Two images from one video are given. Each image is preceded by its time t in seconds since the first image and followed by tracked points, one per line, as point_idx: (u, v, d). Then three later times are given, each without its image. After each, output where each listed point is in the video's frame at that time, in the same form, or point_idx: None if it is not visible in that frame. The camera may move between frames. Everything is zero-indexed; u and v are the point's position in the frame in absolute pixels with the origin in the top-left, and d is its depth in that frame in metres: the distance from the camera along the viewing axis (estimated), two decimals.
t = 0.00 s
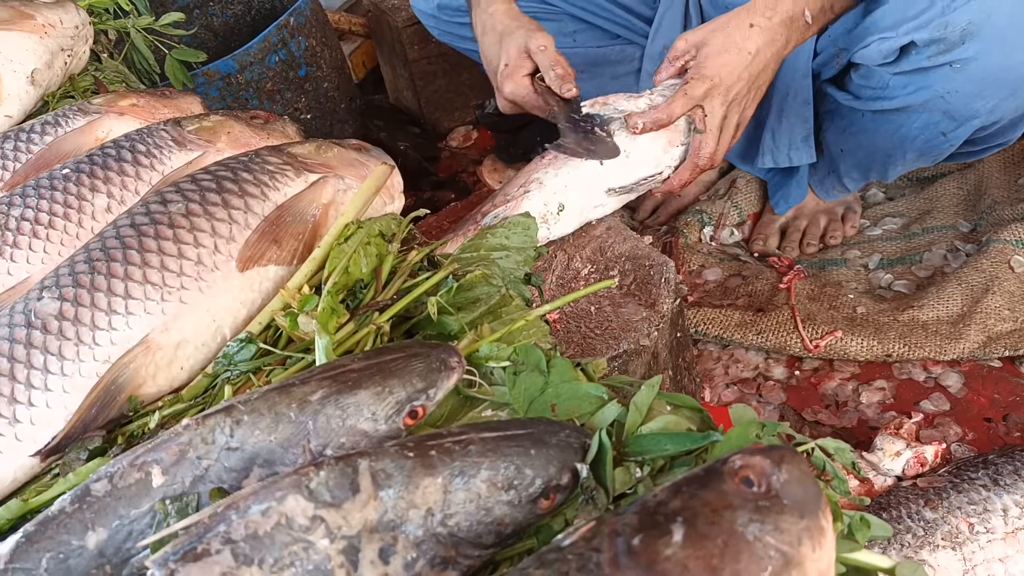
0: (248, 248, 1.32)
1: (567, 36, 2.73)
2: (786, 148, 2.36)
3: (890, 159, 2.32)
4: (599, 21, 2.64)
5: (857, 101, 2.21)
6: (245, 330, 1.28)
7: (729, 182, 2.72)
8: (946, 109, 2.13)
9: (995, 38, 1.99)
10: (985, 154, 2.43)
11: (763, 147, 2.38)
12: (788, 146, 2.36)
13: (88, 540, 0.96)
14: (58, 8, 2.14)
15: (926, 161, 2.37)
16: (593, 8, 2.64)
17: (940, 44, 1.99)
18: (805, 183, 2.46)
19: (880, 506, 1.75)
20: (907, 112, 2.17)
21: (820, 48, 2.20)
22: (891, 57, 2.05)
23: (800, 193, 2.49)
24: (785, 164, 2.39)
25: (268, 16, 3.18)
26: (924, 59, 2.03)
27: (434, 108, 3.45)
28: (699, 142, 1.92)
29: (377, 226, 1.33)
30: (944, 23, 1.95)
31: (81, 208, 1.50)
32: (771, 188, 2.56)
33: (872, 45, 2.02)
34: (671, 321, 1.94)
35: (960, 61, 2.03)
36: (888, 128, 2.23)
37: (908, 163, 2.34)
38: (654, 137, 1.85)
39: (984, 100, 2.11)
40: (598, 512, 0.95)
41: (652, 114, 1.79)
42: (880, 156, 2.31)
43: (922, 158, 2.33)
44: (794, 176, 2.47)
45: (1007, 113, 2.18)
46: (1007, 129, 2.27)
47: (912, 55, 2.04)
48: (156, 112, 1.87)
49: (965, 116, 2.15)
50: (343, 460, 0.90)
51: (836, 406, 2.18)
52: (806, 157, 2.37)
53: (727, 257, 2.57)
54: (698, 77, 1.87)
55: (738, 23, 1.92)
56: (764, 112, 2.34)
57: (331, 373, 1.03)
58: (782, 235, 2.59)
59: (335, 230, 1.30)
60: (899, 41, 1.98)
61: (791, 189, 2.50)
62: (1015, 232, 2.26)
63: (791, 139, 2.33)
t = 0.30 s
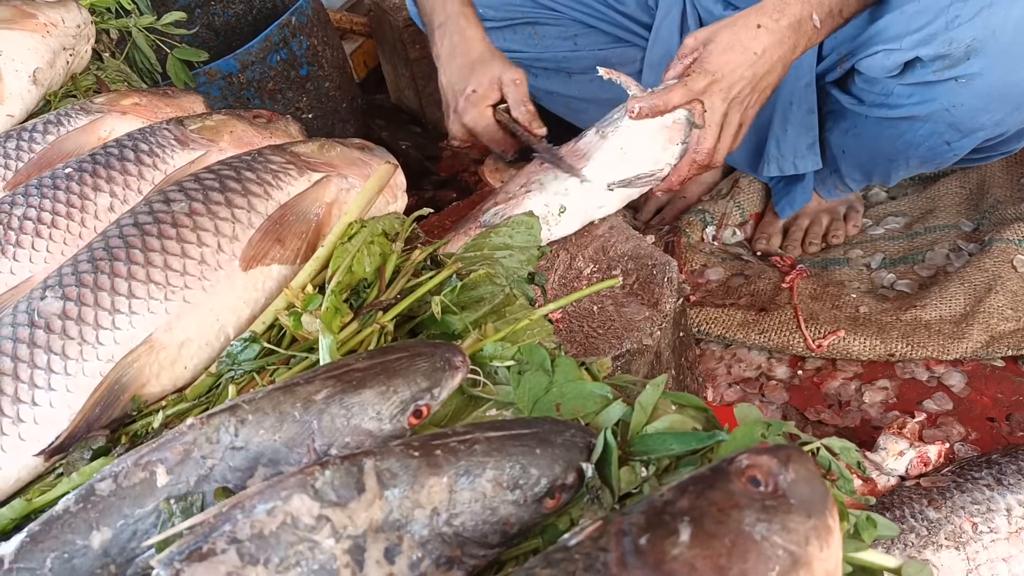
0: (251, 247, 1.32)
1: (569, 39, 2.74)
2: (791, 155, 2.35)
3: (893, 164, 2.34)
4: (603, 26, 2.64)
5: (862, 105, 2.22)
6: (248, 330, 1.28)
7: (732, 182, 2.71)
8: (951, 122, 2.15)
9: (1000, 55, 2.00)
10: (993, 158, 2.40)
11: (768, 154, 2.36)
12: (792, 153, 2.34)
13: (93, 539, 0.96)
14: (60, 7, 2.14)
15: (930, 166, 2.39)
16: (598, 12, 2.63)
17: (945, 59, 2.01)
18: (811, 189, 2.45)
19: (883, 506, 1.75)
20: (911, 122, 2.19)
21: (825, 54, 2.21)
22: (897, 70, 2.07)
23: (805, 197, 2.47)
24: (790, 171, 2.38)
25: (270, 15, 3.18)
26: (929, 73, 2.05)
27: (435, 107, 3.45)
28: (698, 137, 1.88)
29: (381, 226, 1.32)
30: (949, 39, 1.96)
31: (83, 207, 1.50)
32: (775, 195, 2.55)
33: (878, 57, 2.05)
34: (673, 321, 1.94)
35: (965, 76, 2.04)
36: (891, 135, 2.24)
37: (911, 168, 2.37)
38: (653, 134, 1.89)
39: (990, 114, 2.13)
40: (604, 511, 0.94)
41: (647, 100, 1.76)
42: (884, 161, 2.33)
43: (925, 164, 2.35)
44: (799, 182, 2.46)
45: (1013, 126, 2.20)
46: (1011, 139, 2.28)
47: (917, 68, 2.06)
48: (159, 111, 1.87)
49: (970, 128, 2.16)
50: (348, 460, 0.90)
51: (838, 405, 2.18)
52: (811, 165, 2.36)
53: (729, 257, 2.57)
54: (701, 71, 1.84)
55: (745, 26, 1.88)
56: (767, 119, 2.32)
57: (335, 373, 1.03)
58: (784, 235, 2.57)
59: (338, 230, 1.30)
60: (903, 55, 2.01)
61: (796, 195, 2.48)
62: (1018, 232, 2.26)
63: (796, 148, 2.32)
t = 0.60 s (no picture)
0: (253, 246, 1.32)
1: (569, 37, 2.74)
2: (791, 154, 2.34)
3: (895, 162, 2.34)
4: (604, 25, 2.63)
5: (863, 104, 2.23)
6: (250, 328, 1.28)
7: (732, 181, 2.71)
8: (954, 119, 2.15)
9: (1005, 52, 2.00)
10: (993, 158, 2.41)
11: (767, 152, 2.34)
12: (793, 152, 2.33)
13: (95, 538, 0.96)
14: (61, 6, 2.14)
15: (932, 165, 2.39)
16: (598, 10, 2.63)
17: (950, 56, 2.00)
18: (810, 187, 2.44)
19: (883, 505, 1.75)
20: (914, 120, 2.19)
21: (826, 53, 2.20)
22: (900, 68, 2.07)
23: (804, 196, 2.46)
24: (790, 169, 2.36)
25: (271, 15, 3.18)
26: (933, 71, 2.05)
27: (436, 107, 3.46)
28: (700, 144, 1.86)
29: (382, 225, 1.33)
30: (954, 36, 1.96)
31: (85, 207, 1.50)
32: (776, 193, 2.53)
33: (882, 55, 2.05)
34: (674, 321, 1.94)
35: (970, 74, 2.04)
36: (893, 133, 2.25)
37: (913, 167, 2.37)
38: (655, 142, 1.78)
39: (994, 112, 2.12)
40: (605, 510, 0.94)
41: (657, 106, 1.70)
42: (885, 159, 2.33)
43: (928, 163, 2.35)
44: (799, 180, 2.44)
45: (1016, 124, 2.19)
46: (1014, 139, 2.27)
47: (921, 66, 2.06)
48: (160, 110, 1.87)
49: (974, 125, 2.16)
50: (350, 458, 0.90)
51: (839, 404, 2.18)
52: (811, 163, 2.35)
53: (729, 256, 2.57)
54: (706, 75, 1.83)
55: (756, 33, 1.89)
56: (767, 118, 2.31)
57: (337, 372, 1.03)
58: (785, 234, 2.58)
59: (340, 229, 1.30)
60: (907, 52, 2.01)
61: (796, 194, 2.48)
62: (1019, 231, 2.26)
63: (795, 147, 2.31)
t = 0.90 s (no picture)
0: (250, 247, 1.32)
1: (568, 34, 2.74)
2: (788, 142, 2.38)
3: (895, 152, 2.31)
4: (603, 21, 2.63)
5: (862, 95, 2.23)
6: (247, 329, 1.28)
7: (730, 181, 2.71)
8: (956, 99, 2.14)
9: (1004, 25, 2.02)
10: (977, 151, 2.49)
11: (766, 140, 2.39)
12: (789, 141, 2.37)
13: (92, 537, 0.97)
14: (61, 7, 2.15)
15: (931, 154, 2.37)
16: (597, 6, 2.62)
17: (953, 30, 2.02)
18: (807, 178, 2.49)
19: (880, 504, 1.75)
20: (915, 104, 2.18)
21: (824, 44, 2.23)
22: (902, 47, 2.08)
23: (801, 187, 2.51)
24: (787, 158, 2.41)
25: (270, 15, 3.18)
26: (935, 47, 2.05)
27: (435, 107, 3.46)
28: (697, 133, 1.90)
29: (379, 225, 1.33)
30: (956, 10, 1.99)
31: (83, 207, 1.50)
32: (773, 183, 2.58)
33: (882, 37, 2.06)
34: (672, 320, 1.94)
35: (971, 48, 2.04)
36: (893, 121, 2.24)
37: (914, 157, 2.34)
38: (661, 136, 1.69)
39: (995, 88, 2.12)
40: (599, 509, 0.95)
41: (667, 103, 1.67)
42: (886, 150, 2.31)
43: (928, 152, 2.33)
44: (795, 171, 2.50)
45: (1015, 103, 2.20)
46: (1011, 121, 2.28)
47: (923, 43, 2.07)
48: (159, 111, 1.88)
49: (975, 105, 2.16)
50: (346, 458, 0.90)
51: (837, 404, 2.18)
52: (809, 152, 2.39)
53: (727, 256, 2.58)
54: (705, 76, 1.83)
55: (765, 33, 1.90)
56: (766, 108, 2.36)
57: (334, 372, 1.03)
58: (783, 234, 2.58)
59: (337, 229, 1.31)
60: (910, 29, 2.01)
61: (792, 184, 2.51)
62: (1017, 231, 2.26)
63: (792, 134, 2.36)
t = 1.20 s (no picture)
0: (243, 249, 1.33)
1: (567, 30, 2.73)
2: (779, 136, 2.41)
3: (876, 150, 2.31)
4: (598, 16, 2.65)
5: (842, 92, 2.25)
6: (238, 331, 1.29)
7: (726, 182, 2.72)
8: (923, 92, 2.14)
9: (967, 17, 2.01)
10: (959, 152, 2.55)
11: (757, 134, 2.43)
12: (781, 135, 2.41)
13: (81, 540, 0.97)
14: (56, 9, 2.15)
15: (912, 152, 2.35)
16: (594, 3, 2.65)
17: (916, 21, 2.02)
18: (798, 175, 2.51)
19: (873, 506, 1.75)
20: (888, 99, 2.19)
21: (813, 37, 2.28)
22: (870, 39, 2.10)
23: (793, 182, 2.53)
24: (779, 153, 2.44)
25: (267, 16, 3.17)
26: (901, 38, 2.06)
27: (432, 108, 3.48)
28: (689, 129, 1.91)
29: (371, 227, 1.33)
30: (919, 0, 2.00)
31: (77, 209, 1.51)
32: (766, 180, 2.61)
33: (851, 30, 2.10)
34: (666, 322, 1.94)
35: (935, 40, 2.04)
36: (869, 118, 2.25)
37: (894, 154, 2.32)
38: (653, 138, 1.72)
39: (960, 81, 2.10)
40: (587, 512, 0.95)
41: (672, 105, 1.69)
42: (866, 148, 2.31)
43: (907, 149, 2.31)
44: (786, 166, 2.53)
45: (983, 96, 2.16)
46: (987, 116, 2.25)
47: (890, 35, 2.08)
48: (153, 113, 1.88)
49: (942, 99, 2.14)
50: (334, 461, 0.91)
51: (831, 405, 2.19)
52: (799, 148, 2.41)
53: (723, 257, 2.58)
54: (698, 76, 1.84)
55: (753, 32, 1.88)
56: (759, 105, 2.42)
57: (324, 374, 1.04)
58: (778, 235, 2.58)
59: (329, 231, 1.31)
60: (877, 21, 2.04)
61: (784, 180, 2.55)
62: (1011, 232, 2.26)
63: (784, 129, 2.40)
